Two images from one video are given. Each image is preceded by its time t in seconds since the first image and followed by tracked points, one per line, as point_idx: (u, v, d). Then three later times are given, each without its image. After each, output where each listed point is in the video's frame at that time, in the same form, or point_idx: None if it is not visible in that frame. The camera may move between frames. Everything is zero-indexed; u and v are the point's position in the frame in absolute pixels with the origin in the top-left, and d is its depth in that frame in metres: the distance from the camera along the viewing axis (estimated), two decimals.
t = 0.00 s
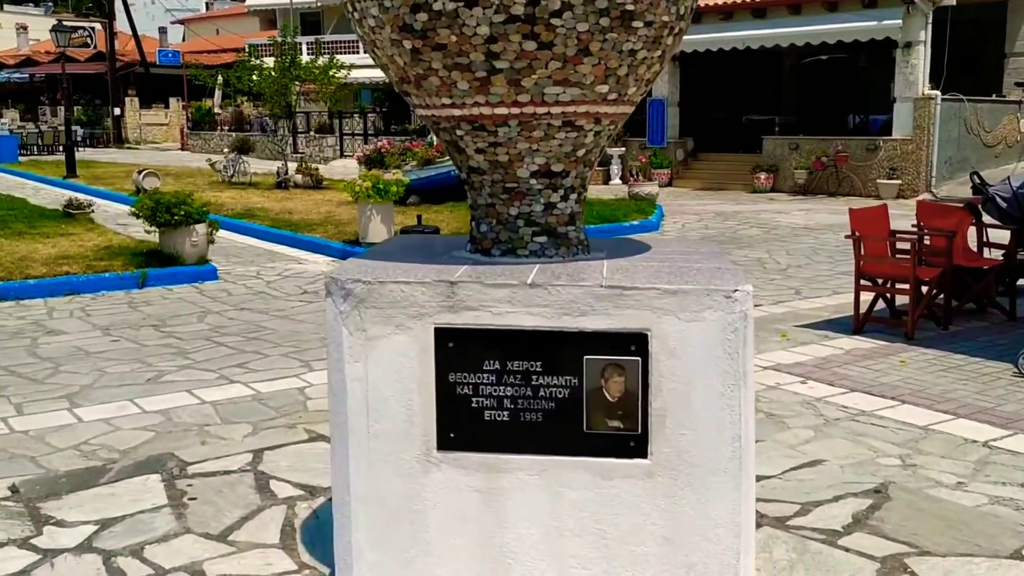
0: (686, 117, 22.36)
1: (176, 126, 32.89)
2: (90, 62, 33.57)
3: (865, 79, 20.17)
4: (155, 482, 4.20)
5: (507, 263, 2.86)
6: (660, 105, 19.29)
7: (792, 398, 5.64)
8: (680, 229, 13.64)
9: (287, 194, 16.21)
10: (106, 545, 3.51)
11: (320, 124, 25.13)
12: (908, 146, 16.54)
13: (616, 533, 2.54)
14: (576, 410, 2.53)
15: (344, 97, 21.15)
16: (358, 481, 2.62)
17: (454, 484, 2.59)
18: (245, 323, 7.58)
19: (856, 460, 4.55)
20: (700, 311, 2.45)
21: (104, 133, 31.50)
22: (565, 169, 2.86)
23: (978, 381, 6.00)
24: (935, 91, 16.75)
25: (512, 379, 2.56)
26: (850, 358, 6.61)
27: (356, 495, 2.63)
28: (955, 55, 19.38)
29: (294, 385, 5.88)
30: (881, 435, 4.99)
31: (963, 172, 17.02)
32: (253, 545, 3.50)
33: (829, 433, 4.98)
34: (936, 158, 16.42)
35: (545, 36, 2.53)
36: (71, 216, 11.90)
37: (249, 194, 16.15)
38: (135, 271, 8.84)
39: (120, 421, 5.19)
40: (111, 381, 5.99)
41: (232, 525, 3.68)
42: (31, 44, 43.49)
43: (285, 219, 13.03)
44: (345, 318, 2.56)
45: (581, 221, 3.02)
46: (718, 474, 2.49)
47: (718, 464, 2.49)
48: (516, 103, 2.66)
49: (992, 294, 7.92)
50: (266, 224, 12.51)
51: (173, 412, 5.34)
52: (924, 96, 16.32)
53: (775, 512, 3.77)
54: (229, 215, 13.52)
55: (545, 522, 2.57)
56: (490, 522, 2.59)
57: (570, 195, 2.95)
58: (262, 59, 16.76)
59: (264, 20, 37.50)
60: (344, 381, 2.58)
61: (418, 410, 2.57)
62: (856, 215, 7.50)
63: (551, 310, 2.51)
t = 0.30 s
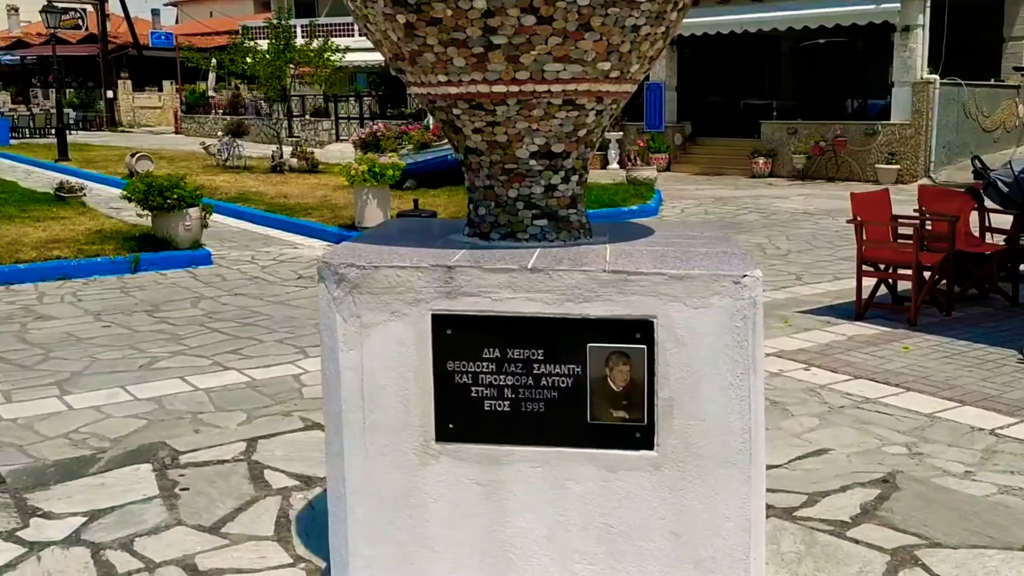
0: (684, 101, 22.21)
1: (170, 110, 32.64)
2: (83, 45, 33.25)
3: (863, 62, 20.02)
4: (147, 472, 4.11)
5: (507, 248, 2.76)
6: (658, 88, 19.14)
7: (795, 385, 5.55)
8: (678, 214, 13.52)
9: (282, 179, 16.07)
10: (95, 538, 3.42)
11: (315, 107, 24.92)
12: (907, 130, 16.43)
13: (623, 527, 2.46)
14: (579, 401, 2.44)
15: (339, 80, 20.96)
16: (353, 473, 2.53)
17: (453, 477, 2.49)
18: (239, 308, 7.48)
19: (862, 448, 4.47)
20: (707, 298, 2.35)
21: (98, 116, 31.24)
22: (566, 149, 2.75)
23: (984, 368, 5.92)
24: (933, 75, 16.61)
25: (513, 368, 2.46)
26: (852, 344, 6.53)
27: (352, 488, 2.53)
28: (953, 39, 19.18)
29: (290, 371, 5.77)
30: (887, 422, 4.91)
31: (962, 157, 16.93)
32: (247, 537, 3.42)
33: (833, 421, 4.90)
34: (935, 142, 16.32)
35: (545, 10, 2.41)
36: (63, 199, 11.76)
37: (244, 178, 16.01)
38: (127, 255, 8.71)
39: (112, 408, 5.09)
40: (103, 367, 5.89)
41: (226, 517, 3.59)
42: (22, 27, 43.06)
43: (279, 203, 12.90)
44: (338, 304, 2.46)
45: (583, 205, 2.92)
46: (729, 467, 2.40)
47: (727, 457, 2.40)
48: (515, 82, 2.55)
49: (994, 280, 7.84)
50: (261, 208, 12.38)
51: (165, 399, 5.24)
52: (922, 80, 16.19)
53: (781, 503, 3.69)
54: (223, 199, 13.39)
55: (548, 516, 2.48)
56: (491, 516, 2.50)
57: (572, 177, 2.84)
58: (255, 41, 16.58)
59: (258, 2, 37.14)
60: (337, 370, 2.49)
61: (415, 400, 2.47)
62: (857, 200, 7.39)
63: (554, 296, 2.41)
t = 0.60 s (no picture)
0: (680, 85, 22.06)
1: (162, 93, 32.35)
2: (73, 26, 32.88)
3: (860, 46, 19.79)
4: (138, 461, 4.02)
5: (510, 231, 2.67)
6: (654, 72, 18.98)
7: (797, 372, 5.47)
8: (675, 197, 13.41)
9: (276, 162, 15.91)
10: (83, 530, 3.33)
11: (309, 90, 24.70)
12: (904, 114, 16.33)
13: (631, 522, 2.38)
14: (586, 391, 2.35)
15: (333, 62, 20.74)
16: (352, 467, 2.44)
17: (455, 470, 2.41)
18: (232, 293, 7.37)
19: (866, 436, 4.39)
20: (721, 284, 2.26)
21: (89, 98, 30.93)
22: (572, 130, 2.65)
23: (987, 354, 5.85)
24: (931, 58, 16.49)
25: (517, 357, 2.37)
26: (853, 329, 6.45)
27: (350, 482, 2.44)
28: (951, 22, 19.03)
29: (283, 358, 5.67)
30: (890, 409, 4.84)
31: (959, 141, 16.83)
32: (241, 529, 3.33)
33: (836, 408, 4.82)
34: (932, 125, 16.22)
35: None
36: (53, 183, 11.60)
37: (237, 161, 15.85)
38: (118, 239, 8.58)
39: (102, 395, 4.99)
40: (93, 353, 5.78)
41: (218, 508, 3.50)
42: (11, 7, 42.50)
43: (272, 187, 12.76)
44: (336, 291, 2.36)
45: (589, 187, 2.82)
46: (742, 461, 2.32)
47: (740, 449, 2.32)
48: (521, 60, 2.44)
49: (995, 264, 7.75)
50: (254, 192, 12.24)
51: (157, 386, 5.14)
52: (919, 64, 16.08)
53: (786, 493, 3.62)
54: (216, 182, 13.24)
55: (553, 509, 2.40)
56: (494, 510, 2.41)
57: (578, 160, 2.74)
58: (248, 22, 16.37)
59: None
60: (335, 360, 2.39)
61: (415, 390, 2.38)
62: (858, 183, 7.29)
63: (561, 283, 2.32)
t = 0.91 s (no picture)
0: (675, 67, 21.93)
1: (154, 75, 32.03)
2: (64, 8, 32.49)
3: (855, 28, 19.80)
4: (128, 451, 3.92)
5: (522, 216, 2.58)
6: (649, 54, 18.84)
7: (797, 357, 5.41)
8: (669, 180, 13.32)
9: (268, 144, 15.75)
10: (72, 522, 3.24)
11: (302, 73, 24.47)
12: (898, 97, 16.29)
13: (643, 517, 2.30)
14: (601, 382, 2.27)
15: (326, 43, 20.52)
16: (355, 461, 2.35)
17: (462, 464, 2.32)
18: (224, 277, 7.26)
19: (869, 422, 4.33)
20: (744, 273, 2.18)
21: (79, 81, 30.58)
22: (588, 112, 2.56)
23: (987, 338, 5.80)
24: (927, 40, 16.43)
25: (530, 347, 2.28)
26: (852, 313, 6.39)
27: (354, 476, 2.36)
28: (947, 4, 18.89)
29: (275, 343, 5.58)
30: (893, 394, 4.77)
31: (953, 124, 16.75)
32: (234, 521, 3.25)
33: (838, 394, 4.76)
34: (927, 106, 16.17)
35: None
36: (43, 165, 11.44)
37: (229, 143, 15.68)
38: (108, 223, 8.46)
39: (91, 382, 4.89)
40: (83, 339, 5.68)
41: (211, 499, 3.42)
42: None
43: (264, 169, 12.63)
44: (342, 278, 2.26)
45: (603, 170, 2.74)
46: (760, 454, 2.25)
47: (759, 441, 2.25)
48: (538, 38, 2.33)
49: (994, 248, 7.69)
50: (245, 174, 12.10)
51: (147, 372, 5.04)
52: (916, 47, 16.03)
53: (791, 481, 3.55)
54: (207, 165, 13.09)
55: (562, 503, 2.32)
56: (502, 504, 2.34)
57: (593, 142, 2.65)
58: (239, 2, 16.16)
59: None
60: (341, 350, 2.30)
61: (422, 380, 2.29)
62: (859, 165, 7.21)
63: (576, 270, 2.23)
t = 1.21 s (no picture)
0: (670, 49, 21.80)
1: (146, 58, 31.74)
2: None
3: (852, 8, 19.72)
4: (120, 437, 3.85)
5: (532, 197, 2.52)
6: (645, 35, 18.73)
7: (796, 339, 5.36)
8: (665, 162, 13.24)
9: (262, 127, 15.61)
10: (61, 511, 3.17)
11: (295, 55, 24.26)
12: (894, 77, 16.20)
13: (650, 505, 2.25)
14: (612, 367, 2.22)
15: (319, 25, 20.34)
16: (357, 450, 2.29)
17: (467, 453, 2.26)
18: (216, 261, 7.17)
19: (870, 405, 4.29)
20: (763, 254, 2.13)
21: (71, 65, 30.28)
22: (602, 89, 2.48)
23: (986, 319, 5.76)
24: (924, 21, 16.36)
25: (540, 333, 2.22)
26: (850, 295, 6.34)
27: (356, 465, 2.30)
28: None
29: (268, 327, 5.51)
30: (892, 377, 4.73)
31: (949, 105, 16.69)
32: (227, 509, 3.19)
33: (838, 377, 4.71)
34: (923, 88, 16.12)
35: None
36: (33, 148, 11.30)
37: (221, 127, 15.54)
38: (100, 206, 8.37)
39: (82, 367, 4.81)
40: (73, 324, 5.59)
41: (203, 487, 3.36)
42: None
43: (257, 152, 12.50)
44: (348, 261, 2.20)
45: (615, 149, 2.68)
46: (773, 441, 2.21)
47: (773, 427, 2.20)
48: (554, 12, 2.25)
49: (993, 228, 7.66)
50: (238, 157, 11.98)
51: (138, 357, 4.97)
52: (914, 27, 15.98)
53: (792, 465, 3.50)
54: (199, 148, 12.96)
55: (567, 492, 2.27)
56: (507, 493, 2.28)
57: (605, 121, 2.59)
58: None
59: None
60: (345, 335, 2.23)
61: (428, 366, 2.23)
62: (859, 146, 7.14)
63: (589, 253, 2.17)
